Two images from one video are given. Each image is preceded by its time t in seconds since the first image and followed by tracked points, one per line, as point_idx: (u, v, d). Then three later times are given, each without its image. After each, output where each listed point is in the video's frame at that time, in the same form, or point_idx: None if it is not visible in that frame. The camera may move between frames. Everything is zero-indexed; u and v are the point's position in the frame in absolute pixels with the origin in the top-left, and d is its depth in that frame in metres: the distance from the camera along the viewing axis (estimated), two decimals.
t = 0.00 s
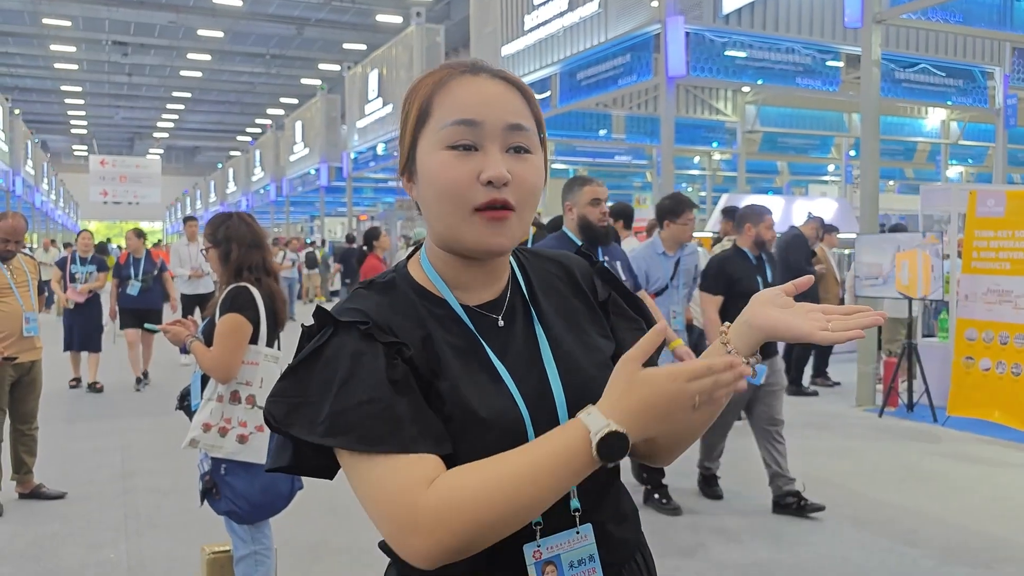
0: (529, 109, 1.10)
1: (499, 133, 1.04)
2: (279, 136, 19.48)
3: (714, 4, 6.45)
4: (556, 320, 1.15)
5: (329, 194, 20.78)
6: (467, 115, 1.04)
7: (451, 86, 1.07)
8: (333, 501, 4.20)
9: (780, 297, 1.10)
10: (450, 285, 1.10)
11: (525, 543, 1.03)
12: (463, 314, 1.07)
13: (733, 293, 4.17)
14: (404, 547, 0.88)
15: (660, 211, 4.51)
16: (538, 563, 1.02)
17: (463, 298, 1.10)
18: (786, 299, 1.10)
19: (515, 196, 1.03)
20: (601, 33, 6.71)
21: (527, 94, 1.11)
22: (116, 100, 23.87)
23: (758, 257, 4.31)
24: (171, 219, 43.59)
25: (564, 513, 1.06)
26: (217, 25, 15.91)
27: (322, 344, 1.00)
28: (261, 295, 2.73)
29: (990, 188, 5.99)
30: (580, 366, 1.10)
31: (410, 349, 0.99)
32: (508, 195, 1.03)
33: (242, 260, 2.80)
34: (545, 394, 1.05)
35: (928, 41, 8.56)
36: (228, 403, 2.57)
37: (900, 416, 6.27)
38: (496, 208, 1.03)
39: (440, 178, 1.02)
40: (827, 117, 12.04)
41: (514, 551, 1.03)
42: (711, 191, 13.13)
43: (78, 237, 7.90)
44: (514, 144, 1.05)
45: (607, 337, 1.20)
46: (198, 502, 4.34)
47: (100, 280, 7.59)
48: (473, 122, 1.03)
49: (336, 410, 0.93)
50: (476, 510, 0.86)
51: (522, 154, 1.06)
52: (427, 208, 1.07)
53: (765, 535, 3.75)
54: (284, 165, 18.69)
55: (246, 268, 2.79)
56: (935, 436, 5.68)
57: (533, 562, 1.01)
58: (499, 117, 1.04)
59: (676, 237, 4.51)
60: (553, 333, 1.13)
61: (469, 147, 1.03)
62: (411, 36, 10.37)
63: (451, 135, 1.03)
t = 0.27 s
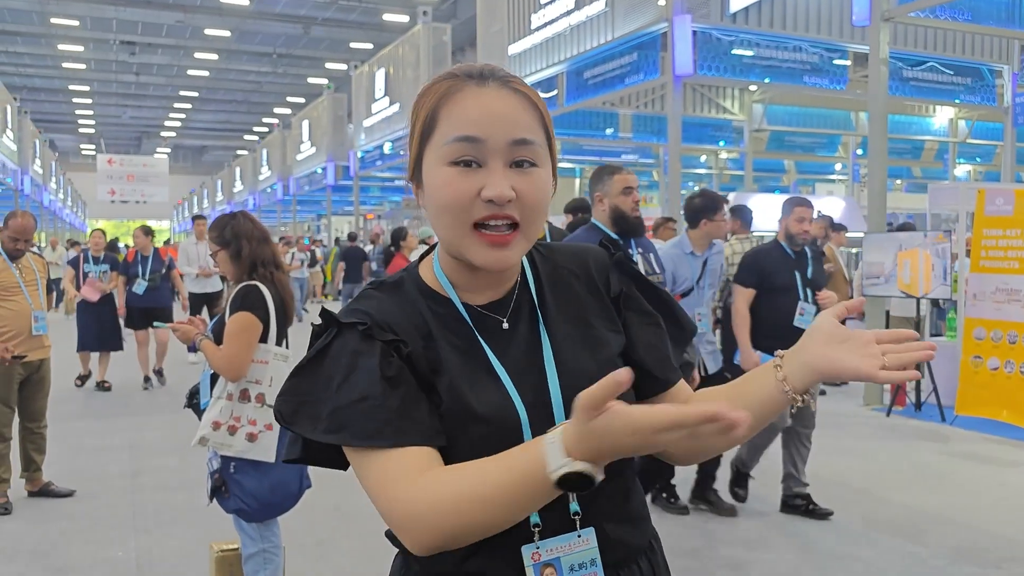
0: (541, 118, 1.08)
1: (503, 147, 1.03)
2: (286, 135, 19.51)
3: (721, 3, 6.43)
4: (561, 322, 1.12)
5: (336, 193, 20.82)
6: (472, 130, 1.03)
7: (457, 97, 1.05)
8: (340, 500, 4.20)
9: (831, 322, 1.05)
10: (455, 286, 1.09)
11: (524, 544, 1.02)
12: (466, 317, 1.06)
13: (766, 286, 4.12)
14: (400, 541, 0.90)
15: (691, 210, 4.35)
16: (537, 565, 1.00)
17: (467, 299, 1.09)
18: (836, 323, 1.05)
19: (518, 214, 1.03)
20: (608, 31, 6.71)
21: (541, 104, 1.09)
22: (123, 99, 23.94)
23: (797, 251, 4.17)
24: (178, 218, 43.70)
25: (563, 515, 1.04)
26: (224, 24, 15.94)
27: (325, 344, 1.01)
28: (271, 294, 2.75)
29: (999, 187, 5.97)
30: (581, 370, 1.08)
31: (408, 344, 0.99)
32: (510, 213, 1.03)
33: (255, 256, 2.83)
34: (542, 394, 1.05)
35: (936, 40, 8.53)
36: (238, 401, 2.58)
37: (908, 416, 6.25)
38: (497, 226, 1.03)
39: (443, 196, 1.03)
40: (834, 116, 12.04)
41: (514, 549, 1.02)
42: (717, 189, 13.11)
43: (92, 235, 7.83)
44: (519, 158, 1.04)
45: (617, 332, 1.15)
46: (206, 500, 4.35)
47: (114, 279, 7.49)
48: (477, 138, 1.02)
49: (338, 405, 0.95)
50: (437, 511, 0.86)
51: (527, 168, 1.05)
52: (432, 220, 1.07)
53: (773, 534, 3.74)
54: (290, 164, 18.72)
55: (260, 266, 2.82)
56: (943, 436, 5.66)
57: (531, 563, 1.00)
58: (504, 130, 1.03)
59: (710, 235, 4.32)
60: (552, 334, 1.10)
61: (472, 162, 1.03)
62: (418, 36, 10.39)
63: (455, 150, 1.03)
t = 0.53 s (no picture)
0: (553, 98, 1.12)
1: (510, 124, 1.07)
2: (294, 136, 19.55)
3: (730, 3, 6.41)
4: (580, 326, 1.09)
5: (344, 194, 20.85)
6: (479, 112, 1.08)
7: (467, 87, 1.12)
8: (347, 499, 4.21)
9: (868, 360, 0.98)
10: (488, 278, 1.13)
11: (483, 540, 1.07)
12: (484, 300, 1.11)
13: (800, 293, 3.91)
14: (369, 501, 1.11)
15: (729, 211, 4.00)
16: (493, 561, 1.05)
17: (493, 290, 1.12)
18: (874, 363, 0.98)
19: (533, 182, 1.05)
20: (617, 31, 6.72)
21: (552, 82, 1.13)
22: (133, 100, 24.02)
23: (833, 255, 3.95)
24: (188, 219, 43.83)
25: (527, 517, 1.06)
26: (233, 25, 15.98)
27: (355, 320, 1.17)
28: (281, 294, 2.76)
29: (1009, 187, 5.94)
30: (578, 382, 1.05)
31: (401, 329, 1.10)
32: (524, 184, 1.05)
33: (265, 256, 2.84)
34: (529, 400, 1.05)
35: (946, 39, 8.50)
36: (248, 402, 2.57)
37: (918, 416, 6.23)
38: (515, 196, 1.06)
39: (464, 177, 1.08)
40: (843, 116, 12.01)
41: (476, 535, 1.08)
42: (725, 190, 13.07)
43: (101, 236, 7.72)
44: (529, 132, 1.08)
45: (642, 347, 1.09)
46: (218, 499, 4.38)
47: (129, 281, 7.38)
48: (485, 119, 1.08)
49: (337, 385, 1.11)
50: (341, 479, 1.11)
51: (540, 141, 1.08)
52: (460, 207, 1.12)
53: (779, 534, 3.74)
54: (299, 165, 18.76)
55: (270, 266, 2.83)
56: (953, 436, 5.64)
57: (488, 559, 1.05)
58: (510, 108, 1.07)
59: (750, 237, 3.96)
60: (566, 339, 1.08)
61: (484, 142, 1.08)
62: (426, 36, 10.41)
63: (468, 133, 1.09)
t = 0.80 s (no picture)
0: (574, 86, 1.13)
1: (518, 112, 1.11)
2: (304, 137, 19.61)
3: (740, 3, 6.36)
4: (602, 333, 1.07)
5: (354, 195, 20.90)
6: (494, 105, 1.14)
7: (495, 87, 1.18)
8: (358, 499, 4.22)
9: (806, 475, 0.97)
10: (522, 271, 1.16)
11: (483, 528, 1.09)
12: (513, 289, 1.14)
13: (844, 304, 3.81)
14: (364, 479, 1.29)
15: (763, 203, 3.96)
16: (490, 551, 1.07)
17: (524, 283, 1.15)
18: (810, 477, 0.97)
19: (532, 164, 1.07)
20: (626, 32, 6.73)
21: (574, 71, 1.14)
22: (143, 102, 24.12)
23: (874, 260, 3.84)
24: (198, 220, 44.00)
25: (525, 520, 1.07)
26: (243, 27, 16.03)
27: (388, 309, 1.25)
28: (293, 295, 2.77)
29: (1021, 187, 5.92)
30: (596, 398, 1.03)
31: (408, 321, 1.19)
32: (521, 166, 1.07)
33: (277, 257, 2.85)
34: (540, 395, 1.05)
35: (958, 39, 8.46)
36: (259, 402, 2.57)
37: (929, 417, 6.21)
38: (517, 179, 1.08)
39: (479, 167, 1.12)
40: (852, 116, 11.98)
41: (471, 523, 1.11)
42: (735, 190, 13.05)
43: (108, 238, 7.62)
44: (535, 119, 1.10)
45: (667, 377, 1.04)
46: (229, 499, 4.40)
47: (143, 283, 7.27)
48: (497, 109, 1.13)
49: (354, 369, 1.24)
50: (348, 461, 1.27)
51: (545, 126, 1.09)
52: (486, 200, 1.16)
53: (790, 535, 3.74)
54: (309, 166, 18.83)
55: (283, 266, 2.85)
56: (964, 437, 5.62)
57: (485, 547, 1.07)
58: (518, 99, 1.11)
59: (783, 230, 3.93)
60: (586, 344, 1.07)
61: (497, 132, 1.12)
62: (436, 37, 10.43)
63: (487, 126, 1.14)
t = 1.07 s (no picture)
0: (584, 90, 1.13)
1: (531, 121, 1.13)
2: (312, 139, 19.67)
3: (748, 3, 6.49)
4: (610, 329, 1.09)
5: (362, 196, 20.96)
6: (509, 113, 1.15)
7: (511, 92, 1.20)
8: (366, 500, 4.25)
9: (815, 466, 0.96)
10: (540, 269, 1.20)
11: (486, 518, 1.13)
12: (530, 286, 1.18)
13: (889, 301, 3.58)
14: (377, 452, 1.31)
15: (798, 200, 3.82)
16: (490, 539, 1.11)
17: (542, 280, 1.19)
18: (820, 470, 0.96)
19: (542, 176, 1.09)
20: (634, 33, 6.75)
21: (585, 74, 1.15)
22: (153, 104, 24.24)
23: (917, 257, 3.65)
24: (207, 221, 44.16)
25: (524, 513, 1.09)
26: (252, 29, 16.10)
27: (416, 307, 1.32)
28: (303, 296, 2.80)
29: None
30: (602, 393, 1.05)
31: (433, 316, 1.25)
32: (533, 178, 1.09)
33: (288, 258, 2.88)
34: (547, 387, 1.08)
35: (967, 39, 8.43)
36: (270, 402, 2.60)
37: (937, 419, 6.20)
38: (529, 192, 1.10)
39: (496, 177, 1.15)
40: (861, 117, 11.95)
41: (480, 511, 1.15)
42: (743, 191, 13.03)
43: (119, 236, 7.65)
44: (547, 128, 1.11)
45: (673, 373, 1.04)
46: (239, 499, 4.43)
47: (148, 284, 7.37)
48: (511, 118, 1.15)
49: (377, 359, 1.30)
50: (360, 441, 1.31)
51: (556, 136, 1.11)
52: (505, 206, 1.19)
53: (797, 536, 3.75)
54: (318, 167, 18.88)
55: (294, 267, 2.88)
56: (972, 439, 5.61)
57: (486, 535, 1.11)
58: (531, 107, 1.13)
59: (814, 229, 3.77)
60: (593, 340, 1.09)
61: (512, 141, 1.15)
62: (444, 39, 10.47)
63: (503, 135, 1.16)
